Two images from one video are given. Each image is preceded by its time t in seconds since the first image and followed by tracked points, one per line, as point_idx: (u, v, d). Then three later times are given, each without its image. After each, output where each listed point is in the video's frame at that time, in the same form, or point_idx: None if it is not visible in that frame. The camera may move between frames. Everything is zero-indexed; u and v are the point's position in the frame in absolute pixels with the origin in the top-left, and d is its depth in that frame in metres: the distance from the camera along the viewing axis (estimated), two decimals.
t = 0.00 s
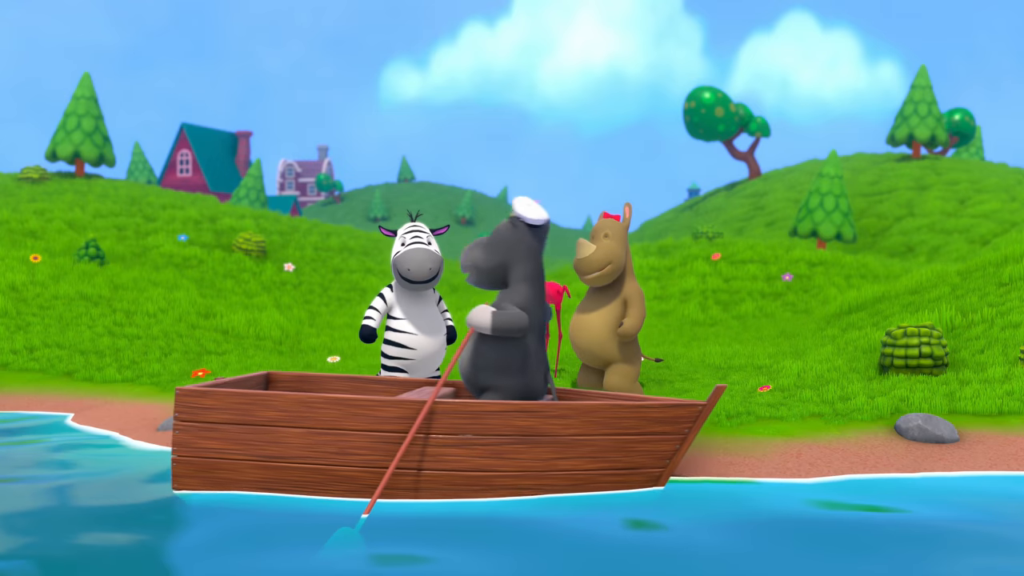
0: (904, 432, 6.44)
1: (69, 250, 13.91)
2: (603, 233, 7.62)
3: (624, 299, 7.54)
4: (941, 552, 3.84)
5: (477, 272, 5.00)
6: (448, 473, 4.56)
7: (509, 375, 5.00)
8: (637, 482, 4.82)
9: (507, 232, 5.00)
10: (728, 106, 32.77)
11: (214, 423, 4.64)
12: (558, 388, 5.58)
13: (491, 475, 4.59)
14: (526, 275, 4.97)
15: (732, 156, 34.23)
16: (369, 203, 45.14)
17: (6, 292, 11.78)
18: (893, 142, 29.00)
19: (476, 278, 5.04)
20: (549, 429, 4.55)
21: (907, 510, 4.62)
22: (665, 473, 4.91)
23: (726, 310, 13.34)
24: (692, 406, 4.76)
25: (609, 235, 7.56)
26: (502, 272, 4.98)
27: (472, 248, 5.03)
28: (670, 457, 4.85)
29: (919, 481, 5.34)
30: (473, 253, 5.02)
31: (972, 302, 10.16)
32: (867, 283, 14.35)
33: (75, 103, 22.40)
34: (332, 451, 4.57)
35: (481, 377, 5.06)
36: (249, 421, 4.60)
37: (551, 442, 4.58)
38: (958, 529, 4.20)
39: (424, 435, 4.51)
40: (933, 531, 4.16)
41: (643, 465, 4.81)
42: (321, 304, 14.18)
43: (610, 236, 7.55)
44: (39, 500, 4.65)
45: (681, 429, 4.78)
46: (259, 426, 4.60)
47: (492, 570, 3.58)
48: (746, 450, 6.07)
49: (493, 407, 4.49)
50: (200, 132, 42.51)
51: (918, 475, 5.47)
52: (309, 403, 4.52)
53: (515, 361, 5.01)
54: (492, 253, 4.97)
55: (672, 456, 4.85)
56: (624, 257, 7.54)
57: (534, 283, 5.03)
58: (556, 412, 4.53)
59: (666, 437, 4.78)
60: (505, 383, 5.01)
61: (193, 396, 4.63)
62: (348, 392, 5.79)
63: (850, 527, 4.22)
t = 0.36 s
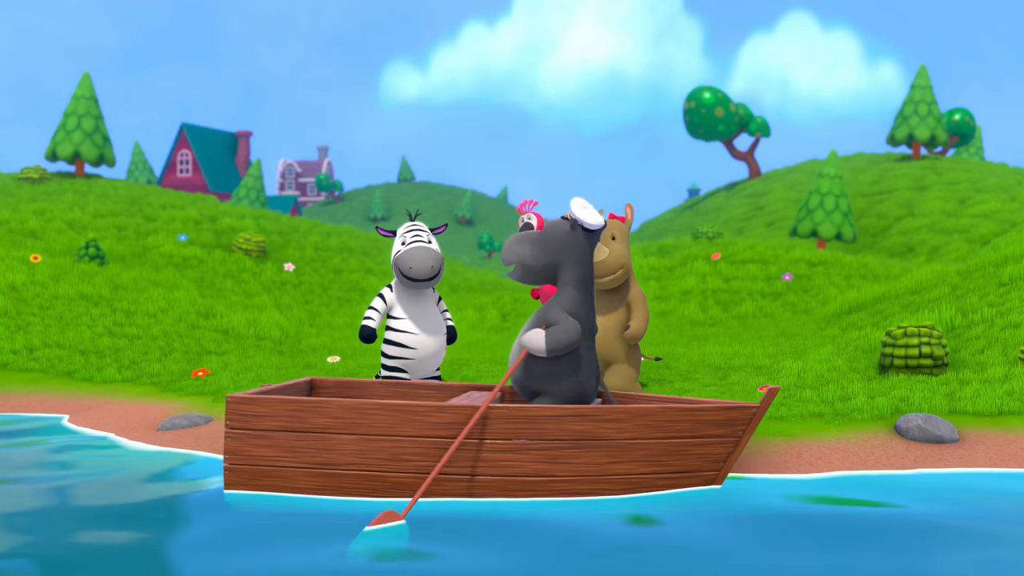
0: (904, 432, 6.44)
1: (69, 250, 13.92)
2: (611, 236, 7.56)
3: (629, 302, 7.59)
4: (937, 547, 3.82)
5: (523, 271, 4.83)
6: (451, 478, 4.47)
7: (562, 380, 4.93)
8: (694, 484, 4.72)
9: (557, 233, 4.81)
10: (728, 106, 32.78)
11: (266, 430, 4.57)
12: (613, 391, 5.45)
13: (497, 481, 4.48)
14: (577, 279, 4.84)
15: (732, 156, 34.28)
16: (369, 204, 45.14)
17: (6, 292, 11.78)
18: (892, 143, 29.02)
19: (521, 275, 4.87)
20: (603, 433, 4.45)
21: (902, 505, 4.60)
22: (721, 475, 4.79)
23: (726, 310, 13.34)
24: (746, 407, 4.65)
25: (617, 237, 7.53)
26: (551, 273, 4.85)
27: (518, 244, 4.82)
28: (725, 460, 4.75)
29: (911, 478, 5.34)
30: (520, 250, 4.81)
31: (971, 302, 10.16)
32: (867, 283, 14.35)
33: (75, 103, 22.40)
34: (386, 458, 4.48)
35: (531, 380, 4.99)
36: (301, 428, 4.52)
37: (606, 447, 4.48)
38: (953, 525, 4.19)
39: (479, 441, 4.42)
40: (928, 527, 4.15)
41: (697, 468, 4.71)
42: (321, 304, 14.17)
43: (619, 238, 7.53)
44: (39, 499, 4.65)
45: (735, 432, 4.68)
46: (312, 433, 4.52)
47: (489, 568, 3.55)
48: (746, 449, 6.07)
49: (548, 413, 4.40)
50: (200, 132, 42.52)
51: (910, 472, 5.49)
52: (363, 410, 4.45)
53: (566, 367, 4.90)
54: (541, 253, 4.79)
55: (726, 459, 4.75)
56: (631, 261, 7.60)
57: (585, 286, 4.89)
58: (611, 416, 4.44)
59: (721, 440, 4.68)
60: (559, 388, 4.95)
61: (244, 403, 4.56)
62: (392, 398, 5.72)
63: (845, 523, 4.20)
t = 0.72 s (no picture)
0: (904, 432, 6.44)
1: (69, 250, 13.91)
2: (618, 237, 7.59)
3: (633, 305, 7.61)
4: (935, 545, 3.82)
5: (532, 281, 4.80)
6: (453, 483, 4.47)
7: (595, 381, 4.80)
8: (735, 480, 4.70)
9: (560, 237, 4.81)
10: (728, 106, 32.79)
11: (304, 450, 4.52)
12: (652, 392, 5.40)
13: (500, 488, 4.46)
14: (590, 279, 4.84)
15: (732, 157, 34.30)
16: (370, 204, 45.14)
17: (6, 292, 11.79)
18: (892, 143, 29.02)
19: (529, 285, 4.85)
20: (641, 432, 4.42)
21: (899, 504, 4.61)
22: (761, 471, 4.77)
23: (726, 310, 13.34)
24: (779, 399, 4.62)
25: (624, 238, 7.57)
26: (561, 278, 4.84)
27: (521, 256, 4.79)
28: (764, 453, 4.71)
29: (910, 478, 5.34)
30: (525, 260, 4.77)
31: (971, 302, 10.16)
32: (867, 283, 14.35)
33: (75, 103, 22.40)
34: (426, 470, 4.46)
35: (564, 389, 4.89)
36: (338, 445, 4.48)
37: (645, 446, 4.45)
38: (950, 523, 4.19)
39: (517, 448, 4.37)
40: (926, 525, 4.15)
41: (736, 462, 4.66)
42: (321, 304, 14.17)
43: (627, 241, 7.58)
44: (40, 503, 4.65)
45: (773, 425, 4.65)
46: (350, 449, 4.48)
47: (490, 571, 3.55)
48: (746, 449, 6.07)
49: (586, 415, 4.36)
50: (200, 132, 42.52)
51: (906, 470, 5.50)
52: (399, 424, 4.41)
53: (597, 368, 4.81)
54: (547, 260, 4.77)
55: (766, 452, 4.71)
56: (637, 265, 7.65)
57: (599, 286, 4.87)
58: (648, 414, 4.41)
59: (757, 433, 4.63)
60: (594, 389, 4.81)
61: (277, 425, 4.50)
62: (424, 411, 5.54)
63: (844, 522, 4.20)
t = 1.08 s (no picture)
0: (904, 432, 6.44)
1: (69, 249, 13.91)
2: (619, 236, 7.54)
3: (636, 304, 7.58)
4: (942, 551, 3.83)
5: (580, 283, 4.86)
6: (454, 484, 4.48)
7: (644, 383, 4.72)
8: (780, 487, 4.66)
9: (607, 240, 4.74)
10: (728, 106, 32.78)
11: (348, 443, 4.52)
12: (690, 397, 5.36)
13: (503, 485, 4.48)
14: (638, 279, 4.75)
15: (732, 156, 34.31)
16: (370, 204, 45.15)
17: (6, 292, 11.78)
18: (893, 142, 29.02)
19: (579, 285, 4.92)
20: (688, 437, 4.40)
21: (906, 509, 4.61)
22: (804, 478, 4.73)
23: (726, 310, 13.34)
24: (827, 406, 4.57)
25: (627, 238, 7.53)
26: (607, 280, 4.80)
27: (568, 259, 4.85)
28: (809, 460, 4.68)
29: (912, 480, 5.34)
30: (572, 263, 4.84)
31: (971, 302, 10.16)
32: (867, 283, 14.35)
33: (75, 103, 22.40)
34: (471, 468, 4.45)
35: (611, 391, 4.80)
36: (384, 440, 4.46)
37: (691, 450, 4.44)
38: (958, 528, 4.19)
39: (564, 448, 4.37)
40: (933, 531, 4.15)
41: (782, 469, 4.64)
42: (322, 304, 14.17)
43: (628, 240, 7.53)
44: (40, 502, 4.65)
45: (819, 432, 4.60)
46: (395, 445, 4.46)
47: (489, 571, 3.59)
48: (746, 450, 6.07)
49: (634, 417, 4.34)
50: (200, 132, 42.51)
51: (914, 474, 5.48)
52: (446, 420, 4.38)
53: (646, 371, 4.72)
54: (594, 263, 4.77)
55: (810, 460, 4.68)
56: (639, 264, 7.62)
57: (647, 286, 4.79)
58: (696, 418, 4.38)
59: (804, 440, 4.61)
60: (642, 392, 4.73)
61: (324, 418, 4.49)
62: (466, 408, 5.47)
63: (850, 527, 4.22)
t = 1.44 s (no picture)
0: (904, 432, 6.45)
1: (69, 250, 13.91)
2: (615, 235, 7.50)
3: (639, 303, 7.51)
4: (940, 551, 3.82)
5: (596, 299, 4.69)
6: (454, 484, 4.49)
7: (662, 389, 4.68)
8: (806, 487, 4.64)
9: (618, 247, 4.75)
10: (728, 106, 32.78)
11: (368, 467, 4.51)
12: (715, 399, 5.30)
13: (494, 482, 4.42)
14: (652, 283, 4.74)
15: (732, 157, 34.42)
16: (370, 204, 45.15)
17: (6, 292, 11.79)
18: (893, 142, 29.02)
19: (592, 305, 4.72)
20: (707, 442, 4.39)
21: (905, 509, 4.61)
22: (829, 477, 4.68)
23: (726, 310, 13.35)
24: (844, 404, 4.49)
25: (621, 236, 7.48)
26: (622, 290, 4.72)
27: (580, 275, 4.70)
28: (831, 458, 4.63)
29: (913, 480, 5.34)
30: (585, 277, 4.68)
31: (971, 302, 10.16)
32: (867, 283, 14.34)
33: (75, 103, 22.40)
34: (493, 485, 4.44)
35: (631, 397, 4.75)
36: (402, 463, 4.46)
37: (713, 455, 4.42)
38: (957, 528, 4.19)
39: (583, 460, 4.35)
40: (932, 530, 4.16)
41: (804, 468, 4.60)
42: (322, 304, 14.17)
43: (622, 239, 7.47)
44: (40, 499, 4.65)
45: (837, 429, 4.54)
46: (415, 466, 4.45)
47: (489, 568, 3.56)
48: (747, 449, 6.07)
49: (651, 426, 4.33)
50: (200, 133, 42.51)
51: (915, 473, 5.48)
52: (463, 439, 4.36)
53: (667, 374, 4.68)
54: (609, 273, 4.69)
55: (833, 458, 4.63)
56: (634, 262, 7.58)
57: (660, 290, 4.78)
58: (714, 423, 4.36)
59: (823, 438, 4.55)
60: (662, 396, 4.70)
61: (341, 444, 4.49)
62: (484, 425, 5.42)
63: (847, 525, 4.22)
